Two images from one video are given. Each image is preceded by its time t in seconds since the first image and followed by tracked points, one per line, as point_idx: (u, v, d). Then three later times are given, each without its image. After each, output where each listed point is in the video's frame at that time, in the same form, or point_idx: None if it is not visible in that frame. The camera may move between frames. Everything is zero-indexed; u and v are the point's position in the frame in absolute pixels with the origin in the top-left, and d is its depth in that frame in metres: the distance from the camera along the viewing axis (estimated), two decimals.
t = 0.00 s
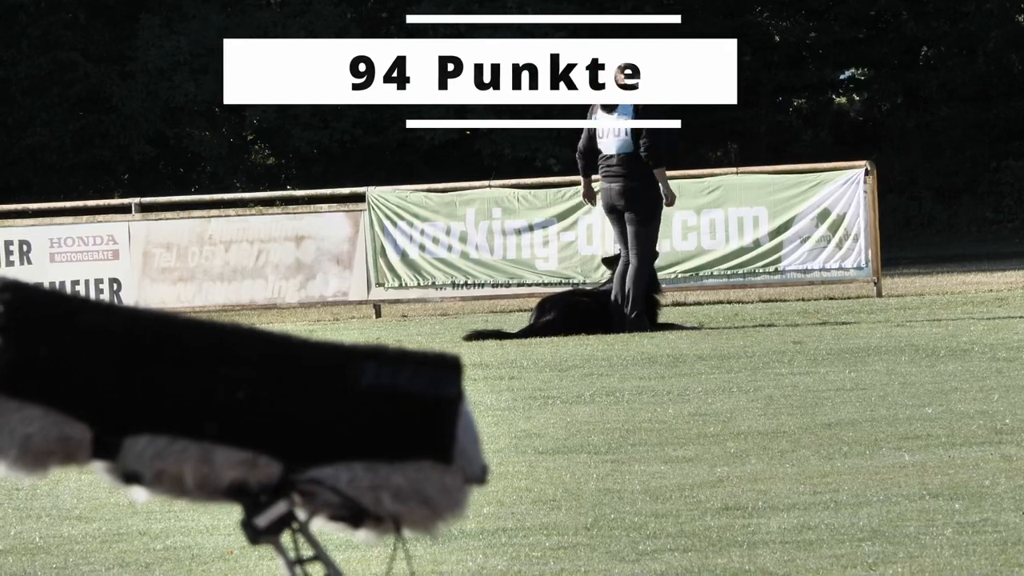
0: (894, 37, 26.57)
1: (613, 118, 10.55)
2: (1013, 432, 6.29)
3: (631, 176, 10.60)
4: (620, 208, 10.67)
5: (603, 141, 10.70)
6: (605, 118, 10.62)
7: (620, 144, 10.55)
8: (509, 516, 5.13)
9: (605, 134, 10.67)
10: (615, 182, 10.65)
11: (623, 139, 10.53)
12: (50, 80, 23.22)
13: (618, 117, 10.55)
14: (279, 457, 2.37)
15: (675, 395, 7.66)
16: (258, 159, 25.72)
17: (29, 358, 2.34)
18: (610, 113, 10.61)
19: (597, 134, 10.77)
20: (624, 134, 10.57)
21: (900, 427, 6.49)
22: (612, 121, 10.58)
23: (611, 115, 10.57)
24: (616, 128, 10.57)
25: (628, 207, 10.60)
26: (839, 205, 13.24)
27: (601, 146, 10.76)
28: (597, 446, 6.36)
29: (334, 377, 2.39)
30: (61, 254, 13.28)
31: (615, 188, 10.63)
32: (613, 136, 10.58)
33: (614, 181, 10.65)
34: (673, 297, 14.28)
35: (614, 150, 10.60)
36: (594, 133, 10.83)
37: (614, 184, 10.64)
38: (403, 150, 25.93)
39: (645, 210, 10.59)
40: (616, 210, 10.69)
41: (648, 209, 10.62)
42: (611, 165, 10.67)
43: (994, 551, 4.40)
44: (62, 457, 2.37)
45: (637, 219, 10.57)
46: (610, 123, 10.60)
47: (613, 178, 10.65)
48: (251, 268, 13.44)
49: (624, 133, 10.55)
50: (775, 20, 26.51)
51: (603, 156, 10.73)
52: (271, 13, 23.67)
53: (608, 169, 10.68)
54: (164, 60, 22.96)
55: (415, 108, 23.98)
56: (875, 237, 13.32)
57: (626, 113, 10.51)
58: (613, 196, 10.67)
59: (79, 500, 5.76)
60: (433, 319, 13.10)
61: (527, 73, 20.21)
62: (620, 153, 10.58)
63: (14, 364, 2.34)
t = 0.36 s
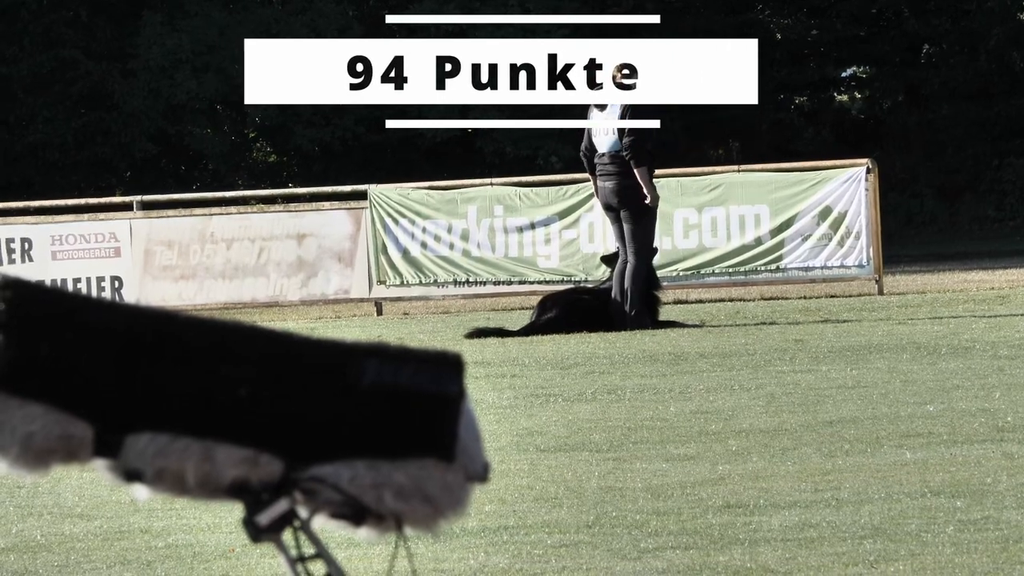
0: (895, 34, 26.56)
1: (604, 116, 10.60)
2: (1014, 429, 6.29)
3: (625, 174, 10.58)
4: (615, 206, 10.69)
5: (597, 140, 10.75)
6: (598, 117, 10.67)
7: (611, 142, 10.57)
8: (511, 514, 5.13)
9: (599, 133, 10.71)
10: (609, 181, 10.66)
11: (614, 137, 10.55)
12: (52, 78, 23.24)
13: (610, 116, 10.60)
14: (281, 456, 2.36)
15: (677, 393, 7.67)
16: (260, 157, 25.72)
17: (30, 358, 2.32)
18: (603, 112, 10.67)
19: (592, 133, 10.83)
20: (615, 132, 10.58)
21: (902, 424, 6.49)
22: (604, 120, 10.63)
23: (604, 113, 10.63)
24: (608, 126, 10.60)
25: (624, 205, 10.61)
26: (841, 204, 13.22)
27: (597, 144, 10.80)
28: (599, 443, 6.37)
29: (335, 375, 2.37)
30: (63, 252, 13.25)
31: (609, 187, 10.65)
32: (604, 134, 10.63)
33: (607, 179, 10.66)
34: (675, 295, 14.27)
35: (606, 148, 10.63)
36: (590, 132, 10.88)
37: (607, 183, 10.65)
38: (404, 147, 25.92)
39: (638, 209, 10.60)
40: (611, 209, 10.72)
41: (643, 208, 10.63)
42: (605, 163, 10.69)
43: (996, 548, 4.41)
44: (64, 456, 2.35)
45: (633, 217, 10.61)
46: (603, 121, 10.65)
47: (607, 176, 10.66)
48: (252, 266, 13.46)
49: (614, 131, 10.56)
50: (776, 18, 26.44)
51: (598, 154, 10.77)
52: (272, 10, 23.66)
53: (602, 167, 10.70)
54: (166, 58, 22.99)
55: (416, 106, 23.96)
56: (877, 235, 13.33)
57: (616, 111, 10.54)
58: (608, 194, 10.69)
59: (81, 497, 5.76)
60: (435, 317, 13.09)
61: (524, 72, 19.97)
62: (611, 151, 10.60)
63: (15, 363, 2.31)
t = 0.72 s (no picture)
0: (896, 32, 26.56)
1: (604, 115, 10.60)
2: (1016, 428, 6.29)
3: (627, 172, 10.57)
4: (616, 203, 10.67)
5: (597, 139, 10.73)
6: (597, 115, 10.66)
7: (612, 140, 10.57)
8: (513, 512, 5.12)
9: (598, 131, 10.69)
10: (609, 179, 10.64)
11: (615, 135, 10.55)
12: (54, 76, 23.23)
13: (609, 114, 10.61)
14: (284, 453, 2.36)
15: (678, 391, 7.66)
16: (261, 155, 25.72)
17: (32, 356, 2.29)
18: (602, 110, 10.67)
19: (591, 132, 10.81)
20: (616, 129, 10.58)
21: (904, 422, 6.49)
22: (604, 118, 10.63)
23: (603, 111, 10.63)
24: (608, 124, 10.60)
25: (625, 203, 10.61)
26: (842, 201, 13.23)
27: (596, 143, 10.77)
28: (600, 441, 6.37)
29: (337, 372, 2.36)
30: (65, 250, 13.22)
31: (609, 185, 10.63)
32: (604, 133, 10.62)
33: (608, 178, 10.63)
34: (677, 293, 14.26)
35: (607, 146, 10.62)
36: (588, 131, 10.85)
37: (608, 181, 10.63)
38: (406, 145, 25.91)
39: (640, 206, 10.60)
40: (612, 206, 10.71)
41: (645, 205, 10.62)
42: (605, 161, 10.66)
43: (998, 546, 4.40)
44: (65, 455, 2.31)
45: (634, 214, 10.60)
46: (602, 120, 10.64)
47: (607, 174, 10.64)
48: (254, 264, 13.48)
49: (615, 128, 10.56)
50: (778, 16, 26.40)
51: (598, 153, 10.74)
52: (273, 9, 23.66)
53: (602, 166, 10.67)
54: (168, 55, 23.04)
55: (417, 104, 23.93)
56: (878, 232, 13.34)
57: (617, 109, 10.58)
58: (609, 192, 10.67)
59: (83, 496, 5.76)
60: (437, 315, 13.08)
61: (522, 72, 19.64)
62: (612, 150, 10.59)
63: (15, 362, 2.28)
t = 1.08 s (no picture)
0: (898, 30, 26.53)
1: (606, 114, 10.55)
2: (1017, 425, 6.29)
3: (627, 171, 10.59)
4: (619, 201, 10.69)
5: (598, 136, 10.70)
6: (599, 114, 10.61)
7: (614, 139, 10.54)
8: (515, 510, 5.12)
9: (600, 129, 10.66)
10: (611, 177, 10.64)
11: (617, 134, 10.52)
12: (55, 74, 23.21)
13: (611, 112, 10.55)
14: (285, 451, 2.36)
15: (680, 389, 7.67)
16: (263, 152, 25.72)
17: (34, 352, 2.28)
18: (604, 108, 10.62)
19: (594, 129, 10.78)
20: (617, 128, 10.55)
21: (905, 420, 6.49)
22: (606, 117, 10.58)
23: (605, 110, 10.58)
24: (610, 123, 10.56)
25: (627, 201, 10.62)
26: (844, 199, 13.22)
27: (598, 141, 10.75)
28: (602, 439, 6.37)
29: (338, 370, 2.36)
30: (67, 248, 13.27)
31: (612, 183, 10.64)
32: (606, 132, 10.58)
33: (610, 176, 10.64)
34: (679, 291, 14.27)
35: (609, 145, 10.60)
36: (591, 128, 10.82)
37: (610, 179, 10.64)
38: (407, 143, 25.91)
39: (641, 205, 10.61)
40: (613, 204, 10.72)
41: (646, 203, 10.63)
42: (608, 159, 10.66)
43: (1000, 544, 4.40)
44: (67, 450, 2.32)
45: (634, 213, 10.62)
46: (604, 118, 10.59)
47: (610, 172, 10.64)
48: (255, 262, 13.47)
49: (616, 127, 10.52)
50: (779, 14, 26.31)
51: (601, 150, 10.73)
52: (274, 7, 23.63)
53: (604, 164, 10.66)
54: (169, 53, 23.01)
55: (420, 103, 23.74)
56: (879, 231, 13.31)
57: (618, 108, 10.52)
58: (611, 190, 10.69)
59: (84, 493, 5.77)
60: (438, 313, 13.08)
61: (517, 72, 19.83)
62: (613, 148, 10.58)
63: (17, 361, 2.27)
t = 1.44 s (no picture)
0: (899, 28, 26.51)
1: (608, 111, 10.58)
2: (1018, 423, 6.28)
3: (630, 168, 10.59)
4: (620, 199, 10.69)
5: (600, 134, 10.72)
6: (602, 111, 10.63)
7: (617, 136, 10.56)
8: (515, 508, 5.12)
9: (602, 126, 10.67)
10: (613, 175, 10.65)
11: (619, 131, 10.54)
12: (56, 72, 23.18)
13: (613, 110, 10.58)
14: (286, 450, 2.36)
15: (681, 387, 7.66)
16: (264, 150, 25.73)
17: (35, 350, 2.24)
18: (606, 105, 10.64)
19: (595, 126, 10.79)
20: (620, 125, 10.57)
21: (906, 418, 6.48)
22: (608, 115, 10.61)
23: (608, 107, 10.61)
24: (612, 120, 10.58)
25: (629, 198, 10.63)
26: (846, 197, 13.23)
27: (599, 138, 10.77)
28: (603, 437, 6.36)
29: (338, 368, 2.36)
30: (67, 246, 13.29)
31: (614, 181, 10.64)
32: (609, 129, 10.60)
33: (611, 173, 10.65)
34: (681, 289, 14.28)
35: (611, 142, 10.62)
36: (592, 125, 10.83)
37: (612, 177, 10.64)
38: (408, 141, 25.90)
39: (643, 203, 10.63)
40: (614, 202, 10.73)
41: (647, 201, 10.65)
42: (610, 156, 10.67)
43: (1001, 542, 4.40)
44: (68, 449, 2.28)
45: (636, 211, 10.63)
46: (607, 116, 10.62)
47: (611, 170, 10.64)
48: (256, 260, 13.45)
49: (619, 124, 10.54)
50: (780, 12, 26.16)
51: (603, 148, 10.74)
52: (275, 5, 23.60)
53: (606, 161, 10.68)
54: (170, 52, 23.00)
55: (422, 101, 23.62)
56: (881, 228, 13.30)
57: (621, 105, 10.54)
58: (612, 188, 10.69)
59: (85, 491, 5.77)
60: (439, 311, 13.07)
61: (517, 71, 19.82)
62: (616, 145, 10.59)
63: (17, 360, 2.23)
